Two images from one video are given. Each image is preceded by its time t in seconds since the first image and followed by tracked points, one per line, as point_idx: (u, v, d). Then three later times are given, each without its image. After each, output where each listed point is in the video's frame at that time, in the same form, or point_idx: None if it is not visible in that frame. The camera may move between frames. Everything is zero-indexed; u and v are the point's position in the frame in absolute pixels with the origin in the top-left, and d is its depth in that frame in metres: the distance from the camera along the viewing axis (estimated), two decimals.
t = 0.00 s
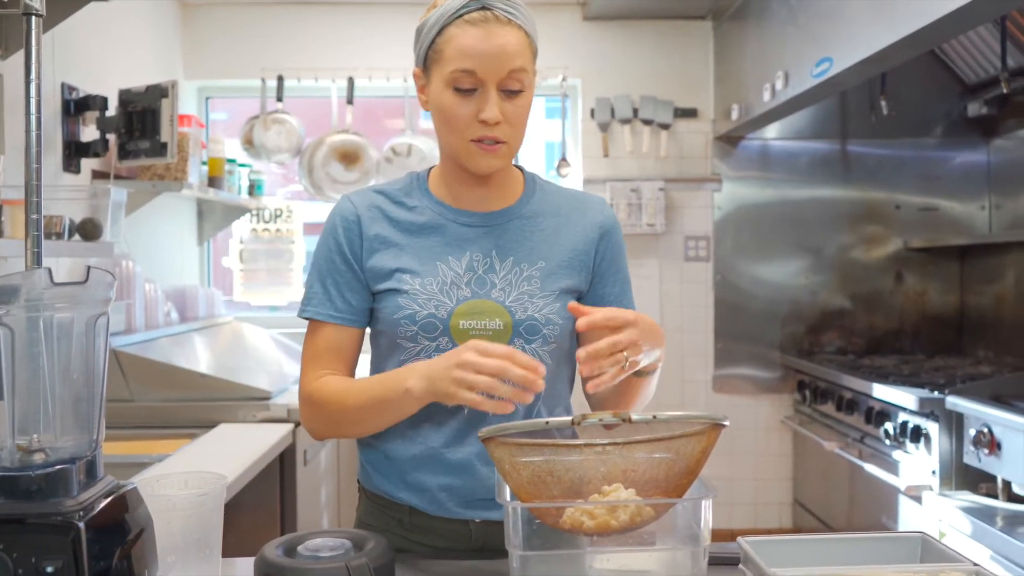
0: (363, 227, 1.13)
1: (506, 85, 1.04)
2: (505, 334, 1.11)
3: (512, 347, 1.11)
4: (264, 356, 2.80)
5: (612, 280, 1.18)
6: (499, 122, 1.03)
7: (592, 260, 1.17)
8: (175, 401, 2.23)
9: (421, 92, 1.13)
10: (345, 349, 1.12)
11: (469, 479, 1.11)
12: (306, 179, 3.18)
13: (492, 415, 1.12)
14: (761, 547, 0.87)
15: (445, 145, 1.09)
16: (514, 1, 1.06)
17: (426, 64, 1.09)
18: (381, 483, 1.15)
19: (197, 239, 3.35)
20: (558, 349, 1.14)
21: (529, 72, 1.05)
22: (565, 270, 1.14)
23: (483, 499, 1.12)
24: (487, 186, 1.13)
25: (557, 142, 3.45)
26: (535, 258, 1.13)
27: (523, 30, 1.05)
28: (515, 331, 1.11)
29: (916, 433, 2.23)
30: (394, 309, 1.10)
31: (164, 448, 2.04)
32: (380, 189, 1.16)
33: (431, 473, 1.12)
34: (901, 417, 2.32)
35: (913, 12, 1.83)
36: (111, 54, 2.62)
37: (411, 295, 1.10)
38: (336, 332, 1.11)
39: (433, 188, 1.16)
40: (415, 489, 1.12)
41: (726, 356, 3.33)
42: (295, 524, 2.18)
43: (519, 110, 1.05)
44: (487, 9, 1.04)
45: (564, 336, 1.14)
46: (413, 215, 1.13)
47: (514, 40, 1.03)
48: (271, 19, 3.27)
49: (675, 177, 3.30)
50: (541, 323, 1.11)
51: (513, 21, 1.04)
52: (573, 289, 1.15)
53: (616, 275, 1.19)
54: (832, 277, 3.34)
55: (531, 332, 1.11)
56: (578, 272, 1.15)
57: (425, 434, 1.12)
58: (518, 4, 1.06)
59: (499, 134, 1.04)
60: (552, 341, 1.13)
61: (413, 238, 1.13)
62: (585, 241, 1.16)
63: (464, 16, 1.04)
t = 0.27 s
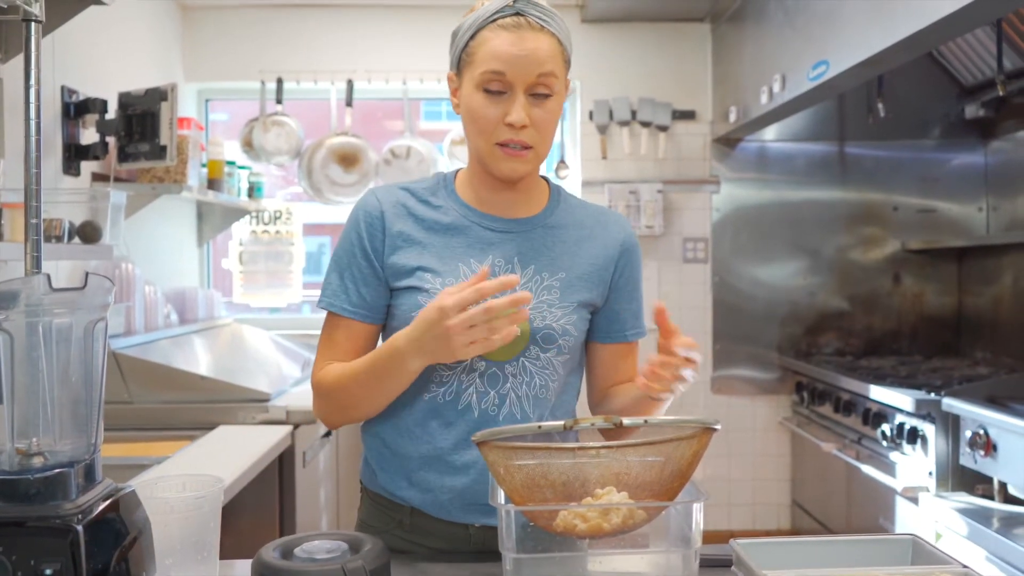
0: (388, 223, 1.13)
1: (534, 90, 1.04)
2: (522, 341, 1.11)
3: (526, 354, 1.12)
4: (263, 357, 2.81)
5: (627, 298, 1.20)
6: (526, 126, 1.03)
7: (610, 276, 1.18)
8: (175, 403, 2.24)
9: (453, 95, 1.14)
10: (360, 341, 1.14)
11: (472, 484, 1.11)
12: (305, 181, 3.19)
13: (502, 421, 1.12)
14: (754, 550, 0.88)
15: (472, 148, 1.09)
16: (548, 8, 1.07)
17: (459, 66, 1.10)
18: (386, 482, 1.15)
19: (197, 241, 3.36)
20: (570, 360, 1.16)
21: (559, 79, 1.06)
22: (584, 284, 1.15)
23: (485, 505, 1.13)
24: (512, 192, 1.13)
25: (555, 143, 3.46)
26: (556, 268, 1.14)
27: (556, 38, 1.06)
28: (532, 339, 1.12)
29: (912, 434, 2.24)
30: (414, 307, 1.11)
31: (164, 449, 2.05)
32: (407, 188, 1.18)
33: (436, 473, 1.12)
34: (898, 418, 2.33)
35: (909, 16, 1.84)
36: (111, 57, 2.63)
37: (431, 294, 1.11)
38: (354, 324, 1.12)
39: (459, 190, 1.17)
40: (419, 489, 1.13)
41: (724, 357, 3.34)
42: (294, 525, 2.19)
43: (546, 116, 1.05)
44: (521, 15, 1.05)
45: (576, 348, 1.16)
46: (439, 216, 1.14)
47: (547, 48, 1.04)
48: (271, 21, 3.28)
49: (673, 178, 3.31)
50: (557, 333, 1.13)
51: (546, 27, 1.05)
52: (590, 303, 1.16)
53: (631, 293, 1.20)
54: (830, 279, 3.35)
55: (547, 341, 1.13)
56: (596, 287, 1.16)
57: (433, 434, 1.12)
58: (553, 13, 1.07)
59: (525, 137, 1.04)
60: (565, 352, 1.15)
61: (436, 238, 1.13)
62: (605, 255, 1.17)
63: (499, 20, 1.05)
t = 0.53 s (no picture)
0: (402, 219, 1.14)
1: (548, 98, 1.04)
2: (530, 341, 1.11)
3: (533, 355, 1.11)
4: (261, 357, 2.81)
5: (633, 305, 1.20)
6: (538, 135, 1.03)
7: (619, 283, 1.18)
8: (172, 402, 2.25)
9: (468, 99, 1.14)
10: (368, 337, 1.15)
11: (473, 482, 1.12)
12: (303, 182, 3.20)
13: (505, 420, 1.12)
14: (745, 547, 0.89)
15: (488, 153, 1.10)
16: (563, 14, 1.06)
17: (474, 72, 1.09)
18: (386, 477, 1.15)
19: (195, 241, 3.36)
20: (576, 363, 1.15)
21: (573, 87, 1.05)
22: (594, 289, 1.15)
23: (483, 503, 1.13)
24: (526, 196, 1.14)
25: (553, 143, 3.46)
26: (567, 271, 1.14)
27: (570, 45, 1.04)
28: (539, 340, 1.12)
29: (908, 434, 2.24)
30: (423, 303, 1.11)
31: (161, 449, 2.05)
32: (422, 186, 1.18)
33: (438, 470, 1.13)
34: (895, 418, 2.33)
35: (905, 17, 1.85)
36: (110, 58, 2.64)
37: (441, 291, 1.11)
38: (363, 319, 1.13)
39: (473, 191, 1.17)
40: (419, 485, 1.13)
41: (722, 357, 3.35)
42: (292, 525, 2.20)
43: (559, 125, 1.05)
44: (535, 23, 1.04)
45: (582, 351, 1.16)
46: (453, 215, 1.14)
47: (561, 56, 1.03)
48: (270, 22, 3.28)
49: (671, 178, 3.31)
50: (565, 335, 1.13)
51: (561, 35, 1.04)
52: (598, 309, 1.16)
53: (637, 300, 1.21)
54: (828, 279, 3.35)
55: (554, 342, 1.12)
56: (605, 292, 1.16)
57: (437, 429, 1.12)
58: (568, 19, 1.06)
59: (538, 146, 1.04)
60: (571, 355, 1.14)
61: (449, 236, 1.14)
62: (615, 260, 1.17)
63: (512, 28, 1.03)
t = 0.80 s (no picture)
0: (408, 221, 1.15)
1: (551, 110, 1.03)
2: (529, 346, 1.11)
3: (532, 360, 1.12)
4: (261, 358, 2.82)
5: (636, 311, 1.19)
6: (542, 148, 1.04)
7: (622, 287, 1.16)
8: (171, 403, 2.25)
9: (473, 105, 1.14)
10: (374, 338, 1.16)
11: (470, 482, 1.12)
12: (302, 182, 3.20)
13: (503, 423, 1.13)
14: (740, 547, 0.90)
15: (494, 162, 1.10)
16: (564, 21, 1.04)
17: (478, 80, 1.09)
18: (386, 473, 1.16)
19: (195, 241, 3.37)
20: (575, 368, 1.15)
21: (576, 96, 1.05)
22: (596, 295, 1.14)
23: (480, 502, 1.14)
24: (532, 203, 1.15)
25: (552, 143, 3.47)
26: (569, 276, 1.13)
27: (573, 55, 1.03)
28: (539, 345, 1.12)
29: (906, 434, 2.24)
30: (424, 305, 1.11)
31: (161, 449, 2.06)
32: (430, 188, 1.19)
33: (437, 469, 1.14)
34: (893, 418, 2.34)
35: (903, 18, 1.85)
36: (109, 58, 2.64)
37: (442, 294, 1.11)
38: (367, 318, 1.14)
39: (480, 195, 1.18)
40: (418, 483, 1.14)
41: (721, 357, 3.35)
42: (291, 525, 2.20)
43: (564, 136, 1.05)
44: (536, 33, 1.02)
45: (582, 357, 1.15)
46: (457, 218, 1.15)
47: (564, 67, 1.02)
48: (269, 22, 3.28)
49: (670, 179, 3.32)
50: (565, 341, 1.12)
51: (563, 45, 1.03)
52: (600, 315, 1.15)
53: (641, 305, 1.19)
54: (827, 279, 3.36)
55: (553, 348, 1.12)
56: (608, 298, 1.15)
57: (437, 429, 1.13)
58: (570, 27, 1.04)
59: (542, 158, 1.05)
60: (571, 360, 1.14)
61: (455, 239, 1.15)
62: (619, 265, 1.15)
63: (513, 40, 1.03)
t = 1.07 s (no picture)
0: (394, 224, 1.15)
1: (526, 113, 1.04)
2: (519, 345, 1.12)
3: (523, 359, 1.13)
4: (261, 358, 2.83)
5: (626, 305, 1.20)
6: (520, 151, 1.04)
7: (610, 283, 1.18)
8: (172, 403, 2.26)
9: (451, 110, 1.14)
10: (362, 339, 1.18)
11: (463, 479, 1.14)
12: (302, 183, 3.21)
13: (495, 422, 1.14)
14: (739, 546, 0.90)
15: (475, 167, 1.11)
16: (532, 23, 1.03)
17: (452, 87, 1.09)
18: (380, 474, 1.18)
19: (195, 241, 3.37)
20: (565, 365, 1.16)
21: (550, 97, 1.04)
22: (585, 292, 1.15)
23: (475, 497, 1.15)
24: (516, 204, 1.15)
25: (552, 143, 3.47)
26: (556, 274, 1.14)
27: (543, 56, 1.03)
28: (528, 344, 1.13)
29: (905, 434, 2.25)
30: (413, 307, 1.12)
31: (162, 449, 2.06)
32: (414, 190, 1.19)
33: (430, 469, 1.16)
34: (892, 418, 2.34)
35: (902, 18, 1.85)
36: (110, 59, 2.65)
37: (431, 296, 1.12)
38: (355, 321, 1.16)
39: (464, 196, 1.19)
40: (412, 482, 1.16)
41: (721, 357, 3.35)
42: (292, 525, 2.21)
43: (541, 138, 1.06)
44: (504, 38, 1.02)
45: (572, 353, 1.16)
46: (443, 219, 1.16)
47: (534, 71, 1.02)
48: (269, 23, 3.29)
49: (670, 179, 3.32)
50: (554, 339, 1.13)
51: (532, 48, 1.02)
52: (588, 311, 1.16)
53: (631, 298, 1.20)
54: (827, 279, 3.36)
55: (543, 346, 1.13)
56: (596, 294, 1.16)
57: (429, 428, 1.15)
58: (539, 27, 1.03)
59: (521, 161, 1.05)
60: (560, 357, 1.15)
61: (441, 240, 1.15)
62: (606, 261, 1.16)
63: (481, 47, 1.02)
